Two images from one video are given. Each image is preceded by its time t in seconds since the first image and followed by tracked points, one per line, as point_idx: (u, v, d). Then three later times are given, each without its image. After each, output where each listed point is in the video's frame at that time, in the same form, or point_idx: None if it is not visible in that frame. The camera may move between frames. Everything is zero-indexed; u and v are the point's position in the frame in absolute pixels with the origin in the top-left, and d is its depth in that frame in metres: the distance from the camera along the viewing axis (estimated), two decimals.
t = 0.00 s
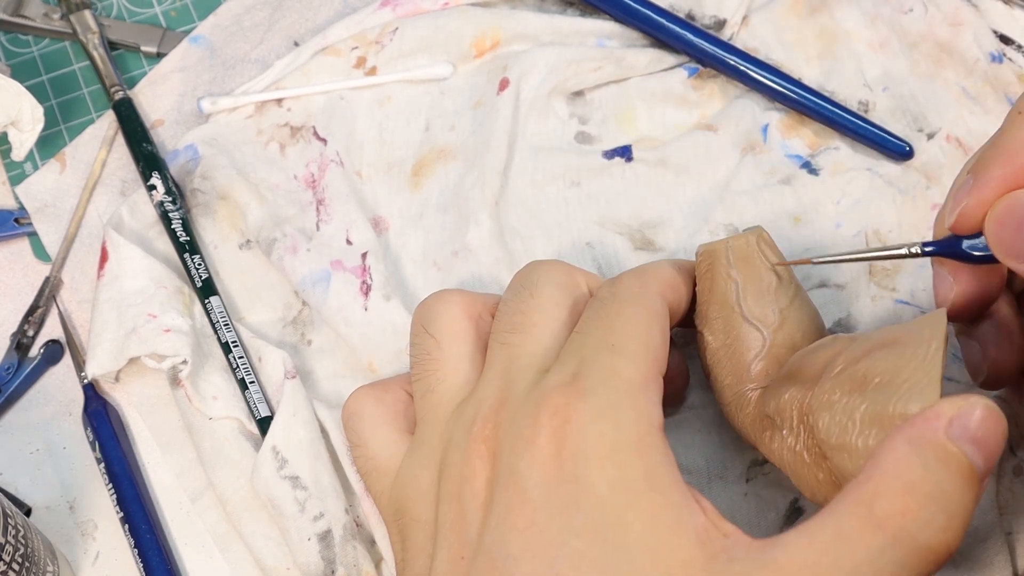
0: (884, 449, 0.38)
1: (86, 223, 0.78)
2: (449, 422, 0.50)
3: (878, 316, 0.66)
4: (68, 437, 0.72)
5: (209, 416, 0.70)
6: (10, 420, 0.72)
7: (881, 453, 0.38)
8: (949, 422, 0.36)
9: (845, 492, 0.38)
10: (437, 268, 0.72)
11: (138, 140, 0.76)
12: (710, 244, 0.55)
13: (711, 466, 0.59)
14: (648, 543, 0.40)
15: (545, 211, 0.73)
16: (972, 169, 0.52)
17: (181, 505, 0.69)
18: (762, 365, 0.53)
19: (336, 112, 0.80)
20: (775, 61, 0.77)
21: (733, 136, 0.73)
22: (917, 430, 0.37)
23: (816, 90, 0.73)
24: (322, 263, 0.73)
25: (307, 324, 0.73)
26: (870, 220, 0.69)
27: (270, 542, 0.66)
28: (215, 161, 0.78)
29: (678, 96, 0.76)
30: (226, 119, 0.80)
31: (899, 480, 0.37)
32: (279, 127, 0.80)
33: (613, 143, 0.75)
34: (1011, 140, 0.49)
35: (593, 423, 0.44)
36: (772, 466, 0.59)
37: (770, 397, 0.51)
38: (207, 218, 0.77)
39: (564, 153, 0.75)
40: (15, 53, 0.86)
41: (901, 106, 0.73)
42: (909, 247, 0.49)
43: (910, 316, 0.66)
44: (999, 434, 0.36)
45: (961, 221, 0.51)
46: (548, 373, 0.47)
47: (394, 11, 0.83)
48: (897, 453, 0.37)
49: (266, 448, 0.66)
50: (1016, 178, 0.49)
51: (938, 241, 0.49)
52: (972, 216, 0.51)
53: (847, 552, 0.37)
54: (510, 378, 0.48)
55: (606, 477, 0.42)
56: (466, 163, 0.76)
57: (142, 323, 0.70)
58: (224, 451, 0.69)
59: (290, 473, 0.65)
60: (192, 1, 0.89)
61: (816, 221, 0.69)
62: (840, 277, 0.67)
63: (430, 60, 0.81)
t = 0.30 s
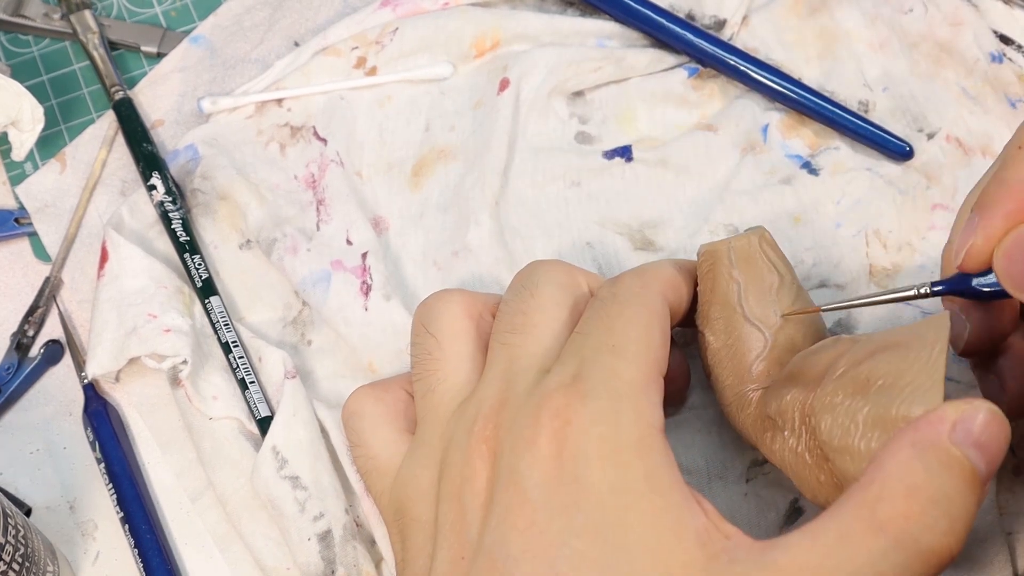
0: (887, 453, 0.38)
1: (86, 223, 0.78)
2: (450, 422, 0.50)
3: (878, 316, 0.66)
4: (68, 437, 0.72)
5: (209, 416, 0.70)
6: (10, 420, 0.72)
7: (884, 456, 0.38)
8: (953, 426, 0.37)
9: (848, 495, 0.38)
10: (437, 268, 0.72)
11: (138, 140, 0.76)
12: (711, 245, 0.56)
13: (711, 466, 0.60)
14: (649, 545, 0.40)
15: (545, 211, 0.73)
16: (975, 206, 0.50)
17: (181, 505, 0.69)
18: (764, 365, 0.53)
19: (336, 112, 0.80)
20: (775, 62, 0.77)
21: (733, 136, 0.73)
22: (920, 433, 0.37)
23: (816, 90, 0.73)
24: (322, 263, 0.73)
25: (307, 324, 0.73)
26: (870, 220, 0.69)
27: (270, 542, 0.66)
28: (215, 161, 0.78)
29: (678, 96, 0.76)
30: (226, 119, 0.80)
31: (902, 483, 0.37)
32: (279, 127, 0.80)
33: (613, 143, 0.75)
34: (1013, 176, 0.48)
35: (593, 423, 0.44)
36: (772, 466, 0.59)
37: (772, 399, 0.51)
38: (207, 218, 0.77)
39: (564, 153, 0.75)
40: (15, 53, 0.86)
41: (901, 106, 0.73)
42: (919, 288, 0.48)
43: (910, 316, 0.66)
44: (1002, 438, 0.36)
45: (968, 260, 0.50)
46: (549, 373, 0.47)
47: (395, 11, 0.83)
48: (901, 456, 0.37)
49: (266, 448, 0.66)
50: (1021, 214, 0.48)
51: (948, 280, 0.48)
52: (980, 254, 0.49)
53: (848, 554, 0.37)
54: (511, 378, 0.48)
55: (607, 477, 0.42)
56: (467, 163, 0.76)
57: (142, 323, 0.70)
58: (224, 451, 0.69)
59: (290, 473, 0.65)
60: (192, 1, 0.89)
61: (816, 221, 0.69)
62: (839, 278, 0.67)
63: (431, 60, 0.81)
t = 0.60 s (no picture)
0: (887, 455, 0.38)
1: (86, 223, 0.78)
2: (450, 422, 0.50)
3: (878, 316, 0.66)
4: (68, 437, 0.72)
5: (209, 416, 0.70)
6: (10, 420, 0.72)
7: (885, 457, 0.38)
8: (955, 428, 0.36)
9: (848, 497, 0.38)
10: (437, 268, 0.72)
11: (138, 140, 0.76)
12: (712, 245, 0.55)
13: (711, 466, 0.60)
14: (649, 546, 0.40)
15: (545, 211, 0.73)
16: (973, 190, 0.52)
17: (181, 505, 0.69)
18: (764, 366, 0.53)
19: (336, 113, 0.80)
20: (775, 62, 0.77)
21: (733, 136, 0.73)
22: (922, 436, 0.37)
23: (816, 90, 0.73)
24: (322, 263, 0.73)
25: (307, 324, 0.73)
26: (870, 220, 0.69)
27: (269, 542, 0.66)
28: (215, 161, 0.78)
29: (678, 96, 0.76)
30: (226, 119, 0.80)
31: (903, 485, 0.37)
32: (279, 127, 0.80)
33: (613, 143, 0.75)
34: (1010, 158, 0.50)
35: (594, 424, 0.44)
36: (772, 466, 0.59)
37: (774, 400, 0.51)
38: (207, 218, 0.77)
39: (564, 153, 0.75)
40: (15, 53, 0.86)
41: (901, 106, 0.73)
42: (912, 269, 0.51)
43: (910, 316, 0.66)
44: (1004, 441, 0.36)
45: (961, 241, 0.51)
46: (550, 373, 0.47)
47: (395, 11, 0.83)
48: (902, 458, 0.37)
49: (266, 448, 0.66)
50: (1017, 195, 0.49)
51: (941, 261, 0.50)
52: (973, 235, 0.50)
53: (849, 556, 0.37)
54: (511, 378, 0.48)
55: (607, 477, 0.42)
56: (467, 163, 0.76)
57: (142, 323, 0.70)
58: (224, 451, 0.69)
59: (290, 473, 0.65)
60: (192, 1, 0.89)
61: (816, 221, 0.69)
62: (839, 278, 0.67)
63: (431, 60, 0.81)
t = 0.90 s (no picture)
0: (887, 456, 0.38)
1: (86, 223, 0.78)
2: (451, 421, 0.50)
3: (878, 316, 0.66)
4: (68, 437, 0.72)
5: (209, 416, 0.70)
6: (10, 419, 0.72)
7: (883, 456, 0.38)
8: (955, 428, 0.36)
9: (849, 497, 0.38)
10: (438, 268, 0.72)
11: (138, 140, 0.76)
12: (714, 246, 0.55)
13: (711, 467, 0.60)
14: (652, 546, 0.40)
15: (546, 211, 0.73)
16: (974, 177, 0.52)
17: (181, 505, 0.69)
18: (764, 366, 0.53)
19: (336, 112, 0.80)
20: (776, 62, 0.77)
21: (733, 136, 0.73)
22: (922, 436, 0.37)
23: (816, 90, 0.74)
24: (322, 262, 0.73)
25: (307, 324, 0.73)
26: (870, 220, 0.69)
27: (269, 541, 0.66)
28: (215, 161, 0.78)
29: (678, 96, 0.76)
30: (226, 119, 0.80)
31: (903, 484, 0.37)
32: (279, 127, 0.80)
33: (613, 142, 0.75)
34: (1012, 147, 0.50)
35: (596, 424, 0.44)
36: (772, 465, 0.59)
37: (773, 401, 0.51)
38: (207, 218, 0.77)
39: (564, 153, 0.75)
40: (15, 53, 0.86)
41: (901, 106, 0.73)
42: (914, 257, 0.49)
43: (910, 316, 0.66)
44: (1004, 443, 0.36)
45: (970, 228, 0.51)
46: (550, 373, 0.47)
47: (395, 11, 0.83)
48: (903, 459, 0.37)
49: (266, 447, 0.66)
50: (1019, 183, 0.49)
51: (943, 250, 0.49)
52: (976, 224, 0.50)
53: (850, 555, 0.37)
54: (511, 378, 0.48)
55: (608, 476, 0.42)
56: (467, 162, 0.76)
57: (142, 323, 0.70)
58: (224, 450, 0.69)
59: (290, 473, 0.65)
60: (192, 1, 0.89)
61: (817, 221, 0.69)
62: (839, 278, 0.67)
63: (431, 60, 0.81)
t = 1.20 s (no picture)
0: (892, 461, 0.38)
1: (85, 222, 0.78)
2: (447, 425, 0.50)
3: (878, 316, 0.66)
4: (68, 437, 0.72)
5: (208, 415, 0.70)
6: (10, 420, 0.72)
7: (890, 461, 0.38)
8: (955, 438, 0.37)
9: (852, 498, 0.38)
10: (437, 267, 0.72)
11: (137, 139, 0.76)
12: (695, 225, 0.53)
13: (710, 462, 0.59)
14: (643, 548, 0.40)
15: (546, 211, 0.73)
16: None
17: (180, 504, 0.69)
18: (755, 346, 0.53)
19: (336, 112, 0.80)
20: (776, 61, 0.77)
21: (732, 136, 0.73)
22: (925, 443, 0.37)
23: (816, 90, 0.73)
24: (321, 262, 0.73)
25: (306, 323, 0.73)
26: (870, 221, 0.69)
27: (268, 541, 0.66)
28: (215, 160, 0.78)
29: (678, 96, 0.76)
30: (226, 119, 0.80)
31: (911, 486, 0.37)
32: (278, 127, 0.80)
33: (613, 142, 0.75)
34: None
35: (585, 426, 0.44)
36: (772, 464, 0.59)
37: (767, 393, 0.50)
38: (206, 217, 0.77)
39: (564, 153, 0.75)
40: (15, 53, 0.86)
41: (901, 106, 0.73)
42: (912, 274, 0.48)
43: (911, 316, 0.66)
44: (1000, 452, 0.37)
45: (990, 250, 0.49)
46: (540, 373, 0.47)
47: (394, 10, 0.83)
48: (906, 464, 0.37)
49: (264, 448, 0.66)
50: None
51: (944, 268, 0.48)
52: None
53: (853, 552, 0.36)
54: (504, 381, 0.49)
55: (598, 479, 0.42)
56: (467, 162, 0.76)
57: (142, 322, 0.70)
58: (222, 450, 0.69)
59: (289, 474, 0.65)
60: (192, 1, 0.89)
61: (816, 221, 0.69)
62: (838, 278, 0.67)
63: (431, 60, 0.81)
